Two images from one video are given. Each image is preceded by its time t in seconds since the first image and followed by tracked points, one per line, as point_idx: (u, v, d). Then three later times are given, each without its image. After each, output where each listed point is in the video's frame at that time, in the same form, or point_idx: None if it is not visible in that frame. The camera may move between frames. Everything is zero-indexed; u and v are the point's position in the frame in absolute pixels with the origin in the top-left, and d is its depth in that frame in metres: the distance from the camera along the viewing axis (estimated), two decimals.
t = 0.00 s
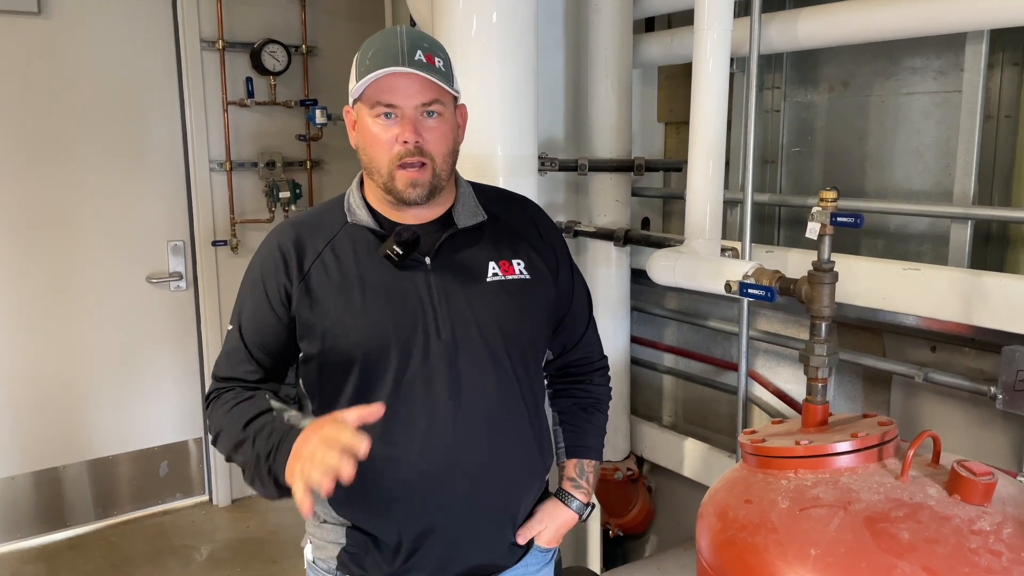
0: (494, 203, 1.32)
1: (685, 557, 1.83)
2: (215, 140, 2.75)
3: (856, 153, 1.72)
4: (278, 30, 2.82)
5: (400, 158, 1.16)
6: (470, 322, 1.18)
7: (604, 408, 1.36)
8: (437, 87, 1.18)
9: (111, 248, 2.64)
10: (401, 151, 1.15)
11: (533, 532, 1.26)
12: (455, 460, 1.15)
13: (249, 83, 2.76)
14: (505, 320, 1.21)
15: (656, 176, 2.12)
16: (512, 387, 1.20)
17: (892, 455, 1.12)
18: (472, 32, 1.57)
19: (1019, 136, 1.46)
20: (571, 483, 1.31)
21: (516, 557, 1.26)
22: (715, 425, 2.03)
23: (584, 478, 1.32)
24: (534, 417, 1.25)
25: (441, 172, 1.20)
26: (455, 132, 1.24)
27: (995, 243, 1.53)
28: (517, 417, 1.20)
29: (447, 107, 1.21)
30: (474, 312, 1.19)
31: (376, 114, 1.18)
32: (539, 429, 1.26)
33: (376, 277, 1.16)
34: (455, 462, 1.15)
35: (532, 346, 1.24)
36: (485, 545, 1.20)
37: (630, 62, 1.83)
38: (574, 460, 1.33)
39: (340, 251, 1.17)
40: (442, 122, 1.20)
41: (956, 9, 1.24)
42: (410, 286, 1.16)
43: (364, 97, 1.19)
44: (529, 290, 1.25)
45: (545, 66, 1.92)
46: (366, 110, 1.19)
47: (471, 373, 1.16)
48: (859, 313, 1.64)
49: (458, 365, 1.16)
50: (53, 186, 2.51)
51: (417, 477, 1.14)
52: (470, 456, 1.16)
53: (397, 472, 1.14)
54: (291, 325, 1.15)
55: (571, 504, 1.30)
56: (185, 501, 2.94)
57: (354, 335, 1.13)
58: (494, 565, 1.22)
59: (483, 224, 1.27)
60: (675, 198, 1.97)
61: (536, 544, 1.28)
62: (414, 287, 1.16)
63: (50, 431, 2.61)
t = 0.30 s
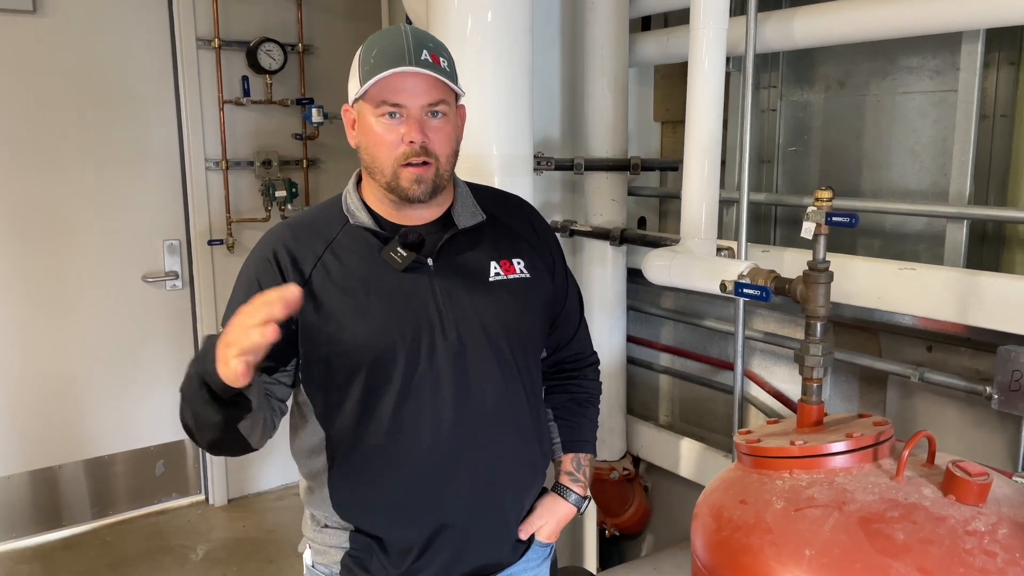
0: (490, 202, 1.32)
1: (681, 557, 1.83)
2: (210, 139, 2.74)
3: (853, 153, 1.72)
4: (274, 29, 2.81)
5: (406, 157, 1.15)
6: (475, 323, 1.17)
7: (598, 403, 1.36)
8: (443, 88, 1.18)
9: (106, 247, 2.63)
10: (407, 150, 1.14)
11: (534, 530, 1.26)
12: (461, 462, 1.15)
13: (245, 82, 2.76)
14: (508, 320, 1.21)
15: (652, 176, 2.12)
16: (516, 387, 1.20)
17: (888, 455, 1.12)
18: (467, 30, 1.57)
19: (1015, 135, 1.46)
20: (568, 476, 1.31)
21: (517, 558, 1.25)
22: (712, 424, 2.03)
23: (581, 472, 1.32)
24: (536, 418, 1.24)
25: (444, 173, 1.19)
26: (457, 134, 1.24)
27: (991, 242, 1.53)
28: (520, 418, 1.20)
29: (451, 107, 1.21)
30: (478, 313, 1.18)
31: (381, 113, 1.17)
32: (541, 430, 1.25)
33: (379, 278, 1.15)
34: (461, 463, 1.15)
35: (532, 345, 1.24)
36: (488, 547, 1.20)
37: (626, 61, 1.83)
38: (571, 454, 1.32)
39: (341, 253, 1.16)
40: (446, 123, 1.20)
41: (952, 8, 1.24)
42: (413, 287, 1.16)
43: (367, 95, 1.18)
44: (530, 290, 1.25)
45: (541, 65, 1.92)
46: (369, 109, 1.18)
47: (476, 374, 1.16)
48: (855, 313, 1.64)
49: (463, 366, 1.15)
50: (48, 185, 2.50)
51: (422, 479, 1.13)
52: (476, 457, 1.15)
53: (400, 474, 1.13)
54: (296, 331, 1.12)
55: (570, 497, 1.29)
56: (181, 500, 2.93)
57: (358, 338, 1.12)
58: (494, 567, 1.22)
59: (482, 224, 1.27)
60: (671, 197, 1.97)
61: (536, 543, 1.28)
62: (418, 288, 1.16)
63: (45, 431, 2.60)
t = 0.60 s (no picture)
0: (485, 203, 1.32)
1: (677, 557, 1.83)
2: (206, 138, 2.74)
3: (849, 153, 1.72)
4: (270, 28, 2.81)
5: (400, 151, 1.15)
6: (468, 322, 1.17)
7: (591, 407, 1.36)
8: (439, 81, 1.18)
9: (102, 247, 2.62)
10: (401, 144, 1.14)
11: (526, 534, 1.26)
12: (453, 462, 1.14)
13: (241, 81, 2.75)
14: (502, 320, 1.20)
15: (649, 175, 2.11)
16: (509, 387, 1.20)
17: (883, 456, 1.12)
18: (463, 30, 1.56)
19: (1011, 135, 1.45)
20: (562, 481, 1.30)
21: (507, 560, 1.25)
22: (708, 425, 2.03)
23: (575, 476, 1.31)
24: (530, 419, 1.24)
25: (439, 168, 1.19)
26: (453, 129, 1.23)
27: (986, 243, 1.53)
28: (513, 418, 1.20)
29: (446, 102, 1.21)
30: (472, 312, 1.18)
31: (376, 107, 1.17)
32: (534, 430, 1.25)
33: (372, 277, 1.15)
34: (453, 463, 1.14)
35: (527, 346, 1.24)
36: (479, 547, 1.19)
37: (622, 60, 1.82)
38: (565, 458, 1.32)
39: (337, 251, 1.15)
40: (441, 117, 1.20)
41: (946, 8, 1.24)
42: (407, 287, 1.15)
43: (363, 89, 1.18)
44: (524, 290, 1.25)
45: (538, 64, 1.91)
46: (365, 102, 1.18)
47: (469, 374, 1.16)
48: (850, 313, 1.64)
49: (456, 366, 1.15)
50: (44, 184, 2.50)
51: (414, 480, 1.13)
52: (468, 457, 1.15)
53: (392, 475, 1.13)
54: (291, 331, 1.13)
55: (562, 503, 1.29)
56: (178, 500, 2.92)
57: (351, 338, 1.12)
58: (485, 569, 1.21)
59: (477, 224, 1.26)
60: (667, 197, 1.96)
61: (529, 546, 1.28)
62: (411, 287, 1.15)
63: (41, 431, 2.60)
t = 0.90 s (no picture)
0: (480, 204, 1.31)
1: (673, 558, 1.82)
2: (202, 138, 2.73)
3: (845, 153, 1.72)
4: (266, 27, 2.80)
5: (391, 150, 1.14)
6: (461, 323, 1.17)
7: (587, 408, 1.36)
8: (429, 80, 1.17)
9: (97, 246, 2.62)
10: (392, 143, 1.14)
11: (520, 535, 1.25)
12: (446, 463, 1.14)
13: (237, 81, 2.74)
14: (495, 321, 1.20)
15: (645, 176, 2.11)
16: (503, 389, 1.19)
17: (877, 456, 1.12)
18: (458, 29, 1.56)
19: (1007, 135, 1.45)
20: (556, 481, 1.30)
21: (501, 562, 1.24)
22: (704, 425, 2.03)
23: (569, 476, 1.31)
24: (523, 420, 1.24)
25: (430, 167, 1.18)
26: (444, 129, 1.23)
27: (982, 243, 1.53)
28: (507, 419, 1.20)
29: (437, 101, 1.20)
30: (464, 313, 1.18)
31: (366, 107, 1.17)
32: (528, 432, 1.25)
33: (364, 278, 1.14)
34: (445, 465, 1.14)
35: (521, 348, 1.24)
36: (472, 549, 1.19)
37: (618, 61, 1.82)
38: (559, 459, 1.31)
39: (328, 251, 1.15)
40: (432, 116, 1.19)
41: (941, 8, 1.24)
42: (399, 287, 1.15)
43: (353, 89, 1.18)
44: (518, 291, 1.25)
45: (534, 65, 1.91)
46: (355, 103, 1.17)
47: (461, 375, 1.15)
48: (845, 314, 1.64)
49: (449, 366, 1.15)
50: (39, 184, 2.49)
51: (406, 482, 1.13)
52: (460, 458, 1.15)
53: (384, 477, 1.13)
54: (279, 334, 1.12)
55: (557, 503, 1.29)
56: (173, 500, 2.91)
57: (343, 338, 1.11)
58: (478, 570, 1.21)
59: (471, 224, 1.26)
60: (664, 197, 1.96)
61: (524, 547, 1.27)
62: (403, 288, 1.15)
63: (36, 431, 2.59)
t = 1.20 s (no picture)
0: (477, 203, 1.31)
1: (670, 558, 1.82)
2: (199, 137, 2.73)
3: (842, 153, 1.72)
4: (263, 27, 2.80)
5: (386, 148, 1.14)
6: (454, 323, 1.17)
7: (585, 410, 1.36)
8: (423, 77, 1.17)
9: (94, 246, 2.61)
10: (387, 141, 1.13)
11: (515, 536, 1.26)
12: (438, 464, 1.14)
13: (234, 80, 2.74)
14: (488, 321, 1.20)
15: (642, 176, 2.11)
16: (496, 389, 1.19)
17: (874, 456, 1.12)
18: (455, 29, 1.56)
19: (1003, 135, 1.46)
20: (552, 483, 1.30)
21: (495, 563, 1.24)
22: (701, 425, 2.03)
23: (565, 479, 1.31)
24: (517, 421, 1.24)
25: (426, 165, 1.18)
26: (440, 126, 1.23)
27: (978, 244, 1.53)
28: (500, 420, 1.20)
29: (432, 98, 1.20)
30: (457, 313, 1.17)
31: (361, 105, 1.16)
32: (523, 433, 1.25)
33: (358, 278, 1.14)
34: (438, 465, 1.14)
35: (516, 348, 1.23)
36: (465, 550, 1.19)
37: (615, 61, 1.82)
38: (555, 462, 1.32)
39: (321, 251, 1.15)
40: (427, 114, 1.19)
41: (937, 9, 1.24)
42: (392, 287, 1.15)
43: (348, 86, 1.17)
44: (513, 291, 1.24)
45: (531, 64, 1.91)
46: (350, 100, 1.17)
47: (453, 375, 1.15)
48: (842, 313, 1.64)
49: (441, 366, 1.15)
50: (35, 183, 2.49)
51: (398, 483, 1.13)
52: (453, 459, 1.15)
53: (377, 478, 1.13)
54: (269, 331, 1.12)
55: (552, 506, 1.29)
56: (169, 501, 2.90)
57: (334, 337, 1.11)
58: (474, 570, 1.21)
59: (466, 224, 1.26)
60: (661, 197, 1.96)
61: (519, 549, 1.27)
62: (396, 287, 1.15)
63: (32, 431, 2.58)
